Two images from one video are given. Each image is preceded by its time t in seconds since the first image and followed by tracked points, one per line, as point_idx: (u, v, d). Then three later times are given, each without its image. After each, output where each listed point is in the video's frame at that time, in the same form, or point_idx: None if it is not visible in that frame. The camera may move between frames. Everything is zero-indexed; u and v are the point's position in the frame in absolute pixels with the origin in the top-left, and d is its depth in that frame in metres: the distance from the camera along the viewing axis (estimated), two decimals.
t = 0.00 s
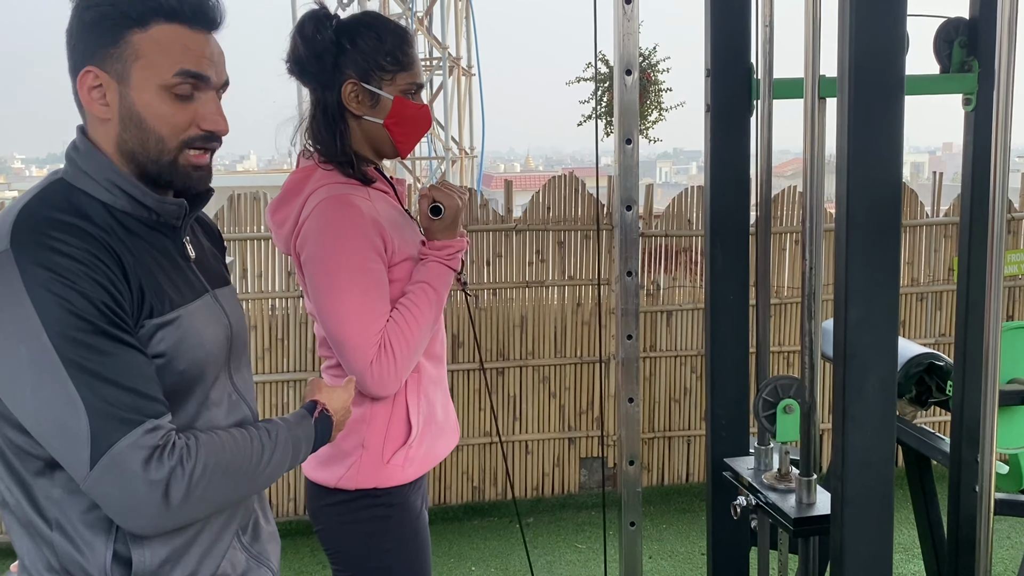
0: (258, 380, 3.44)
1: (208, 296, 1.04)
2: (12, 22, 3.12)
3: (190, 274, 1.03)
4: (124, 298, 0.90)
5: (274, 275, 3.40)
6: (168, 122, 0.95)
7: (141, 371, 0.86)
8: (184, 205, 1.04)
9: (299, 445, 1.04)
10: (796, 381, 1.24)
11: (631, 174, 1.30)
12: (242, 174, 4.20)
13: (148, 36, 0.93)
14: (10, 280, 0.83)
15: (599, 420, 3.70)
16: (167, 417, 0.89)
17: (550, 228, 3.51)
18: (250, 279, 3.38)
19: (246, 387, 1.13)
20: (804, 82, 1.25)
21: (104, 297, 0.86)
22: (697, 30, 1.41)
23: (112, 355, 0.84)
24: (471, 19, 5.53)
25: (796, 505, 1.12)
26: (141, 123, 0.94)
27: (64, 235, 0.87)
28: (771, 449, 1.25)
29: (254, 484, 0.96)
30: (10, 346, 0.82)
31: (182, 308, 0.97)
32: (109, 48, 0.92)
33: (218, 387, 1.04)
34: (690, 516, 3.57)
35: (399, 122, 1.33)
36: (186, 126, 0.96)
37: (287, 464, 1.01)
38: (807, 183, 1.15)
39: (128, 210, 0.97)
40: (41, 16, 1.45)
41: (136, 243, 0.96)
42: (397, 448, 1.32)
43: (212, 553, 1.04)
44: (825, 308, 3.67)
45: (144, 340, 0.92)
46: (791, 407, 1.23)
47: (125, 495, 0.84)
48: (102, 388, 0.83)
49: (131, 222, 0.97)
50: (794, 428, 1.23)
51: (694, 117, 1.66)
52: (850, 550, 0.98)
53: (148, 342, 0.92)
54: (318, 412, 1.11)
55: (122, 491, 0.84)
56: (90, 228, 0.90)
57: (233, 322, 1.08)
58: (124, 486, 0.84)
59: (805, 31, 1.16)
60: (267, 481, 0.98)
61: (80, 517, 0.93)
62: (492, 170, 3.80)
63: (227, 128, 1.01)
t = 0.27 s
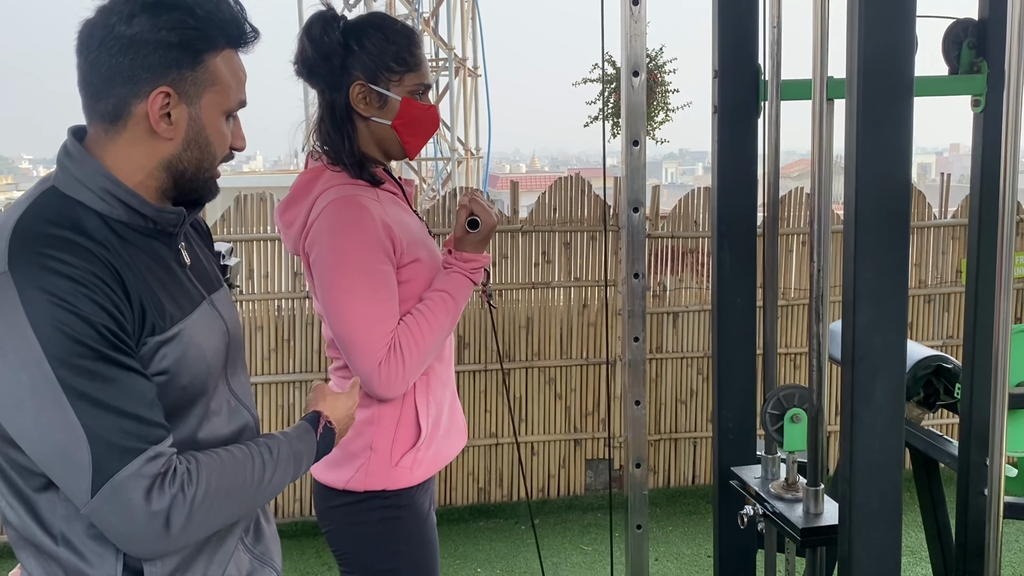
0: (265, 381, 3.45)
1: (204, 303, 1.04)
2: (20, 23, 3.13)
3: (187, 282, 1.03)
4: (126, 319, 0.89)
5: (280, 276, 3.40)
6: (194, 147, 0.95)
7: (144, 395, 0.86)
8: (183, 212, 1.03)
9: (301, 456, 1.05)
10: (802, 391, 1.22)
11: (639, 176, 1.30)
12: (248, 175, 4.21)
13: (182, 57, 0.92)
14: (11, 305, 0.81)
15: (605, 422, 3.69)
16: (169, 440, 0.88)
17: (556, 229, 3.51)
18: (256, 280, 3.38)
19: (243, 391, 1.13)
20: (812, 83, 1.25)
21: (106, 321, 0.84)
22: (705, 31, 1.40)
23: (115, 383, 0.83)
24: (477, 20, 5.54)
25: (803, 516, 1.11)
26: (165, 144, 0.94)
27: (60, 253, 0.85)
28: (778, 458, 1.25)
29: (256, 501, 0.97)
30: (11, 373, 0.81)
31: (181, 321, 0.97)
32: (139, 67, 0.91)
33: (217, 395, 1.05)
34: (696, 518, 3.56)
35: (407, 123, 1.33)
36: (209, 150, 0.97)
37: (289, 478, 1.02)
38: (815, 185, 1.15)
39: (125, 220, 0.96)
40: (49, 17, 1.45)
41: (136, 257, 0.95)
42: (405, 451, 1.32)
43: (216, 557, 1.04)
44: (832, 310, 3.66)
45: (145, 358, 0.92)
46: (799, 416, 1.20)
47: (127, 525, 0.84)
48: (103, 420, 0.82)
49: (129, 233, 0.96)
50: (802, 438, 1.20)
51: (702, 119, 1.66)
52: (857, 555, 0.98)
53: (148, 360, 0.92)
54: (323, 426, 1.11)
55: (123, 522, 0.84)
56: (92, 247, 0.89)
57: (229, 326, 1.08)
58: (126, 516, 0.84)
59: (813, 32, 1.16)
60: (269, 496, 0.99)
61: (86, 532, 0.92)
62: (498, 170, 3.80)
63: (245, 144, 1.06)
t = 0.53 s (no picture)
0: (272, 380, 3.45)
1: (207, 307, 1.05)
2: (31, 25, 3.14)
3: (190, 287, 1.04)
4: (137, 326, 0.89)
5: (287, 276, 3.41)
6: (195, 151, 0.95)
7: (157, 406, 0.86)
8: (186, 216, 1.04)
9: (309, 463, 1.05)
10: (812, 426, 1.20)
11: (647, 176, 1.30)
12: (256, 174, 4.22)
13: (185, 61, 0.92)
14: (23, 316, 0.81)
15: (612, 422, 3.69)
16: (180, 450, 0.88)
17: (562, 229, 3.51)
18: (263, 280, 3.39)
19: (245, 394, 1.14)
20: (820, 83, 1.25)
21: (119, 330, 0.85)
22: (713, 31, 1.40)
23: (129, 394, 0.83)
24: (483, 20, 5.54)
25: (811, 552, 1.11)
26: (168, 149, 0.94)
27: (72, 261, 0.85)
28: (787, 491, 1.23)
29: (268, 509, 0.97)
30: (23, 384, 0.80)
31: (187, 327, 0.98)
32: (142, 72, 0.90)
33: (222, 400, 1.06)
34: (703, 519, 3.56)
35: (414, 124, 1.33)
36: (213, 155, 0.97)
37: (298, 485, 1.02)
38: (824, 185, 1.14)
39: (130, 226, 0.96)
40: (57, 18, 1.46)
41: (143, 264, 0.95)
42: (410, 454, 1.32)
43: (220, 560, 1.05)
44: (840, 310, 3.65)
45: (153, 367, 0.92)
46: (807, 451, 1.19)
47: (142, 535, 0.84)
48: (121, 431, 0.82)
49: (133, 238, 0.96)
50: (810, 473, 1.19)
51: (710, 119, 1.65)
52: (866, 558, 0.97)
53: (158, 368, 0.93)
54: (329, 434, 1.10)
55: (141, 533, 0.84)
56: (104, 259, 0.89)
57: (231, 330, 1.10)
58: (142, 527, 0.83)
59: (821, 31, 1.15)
60: (279, 504, 0.99)
61: (94, 541, 0.93)
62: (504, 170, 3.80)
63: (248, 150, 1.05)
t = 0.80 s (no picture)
0: (278, 379, 3.46)
1: (220, 306, 1.05)
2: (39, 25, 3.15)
3: (204, 288, 1.04)
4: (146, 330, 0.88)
5: (293, 275, 3.41)
6: (201, 146, 0.95)
7: (161, 416, 0.85)
8: (199, 214, 1.04)
9: (308, 494, 1.03)
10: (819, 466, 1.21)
11: (653, 175, 1.29)
12: (261, 173, 4.23)
13: (191, 53, 0.92)
14: (33, 316, 0.80)
15: (617, 422, 3.68)
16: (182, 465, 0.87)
17: (568, 229, 3.50)
18: (269, 279, 3.40)
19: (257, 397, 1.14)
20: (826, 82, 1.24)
21: (128, 334, 0.83)
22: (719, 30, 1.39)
23: (134, 403, 0.81)
24: (488, 19, 5.54)
25: None
26: (172, 142, 0.94)
27: (86, 262, 0.85)
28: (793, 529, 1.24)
29: (264, 535, 0.95)
30: (28, 387, 0.79)
31: (200, 328, 0.98)
32: (148, 62, 0.91)
33: (234, 402, 1.05)
34: (708, 519, 3.55)
35: (417, 123, 1.34)
36: (220, 153, 0.96)
37: (294, 517, 0.99)
38: (830, 184, 1.14)
39: (140, 223, 0.96)
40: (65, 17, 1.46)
41: (153, 264, 0.95)
42: (410, 455, 1.32)
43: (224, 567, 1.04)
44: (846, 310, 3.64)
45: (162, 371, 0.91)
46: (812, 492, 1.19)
47: (133, 554, 0.81)
48: (123, 440, 0.80)
49: (143, 235, 0.96)
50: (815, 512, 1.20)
51: (717, 119, 1.65)
52: (874, 558, 0.97)
53: (169, 369, 0.92)
54: (331, 460, 1.09)
55: (133, 548, 0.81)
56: (118, 266, 0.88)
57: (245, 330, 1.10)
58: (134, 542, 0.81)
59: (828, 30, 1.15)
60: (275, 531, 0.97)
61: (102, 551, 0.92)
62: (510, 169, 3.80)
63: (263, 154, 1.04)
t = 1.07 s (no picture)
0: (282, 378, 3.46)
1: (259, 317, 1.06)
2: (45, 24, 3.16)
3: (242, 297, 1.04)
4: (189, 339, 0.87)
5: (298, 274, 3.42)
6: (255, 151, 0.94)
7: (188, 433, 0.82)
8: (244, 219, 1.03)
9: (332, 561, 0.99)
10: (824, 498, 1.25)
11: (657, 174, 1.30)
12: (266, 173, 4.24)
13: (251, 57, 0.92)
14: (74, 315, 0.77)
15: (621, 421, 3.68)
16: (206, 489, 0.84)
17: (572, 228, 3.50)
18: (273, 278, 3.40)
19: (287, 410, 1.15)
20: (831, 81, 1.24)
21: (167, 339, 0.81)
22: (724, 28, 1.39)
23: (162, 414, 0.79)
24: (492, 19, 5.54)
25: None
26: (227, 145, 0.93)
27: (136, 269, 0.82)
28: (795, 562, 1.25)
29: None
30: (59, 388, 0.76)
31: (243, 337, 0.98)
32: (208, 64, 0.90)
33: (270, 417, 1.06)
34: (712, 519, 3.55)
35: (417, 123, 1.34)
36: (270, 158, 0.96)
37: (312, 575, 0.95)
38: (835, 182, 1.14)
39: (184, 226, 0.95)
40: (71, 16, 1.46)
41: (194, 269, 0.94)
42: (410, 456, 1.32)
43: None
44: (850, 309, 3.63)
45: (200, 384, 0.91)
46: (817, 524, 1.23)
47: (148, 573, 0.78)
48: (147, 453, 0.77)
49: (186, 238, 0.95)
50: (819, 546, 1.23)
51: (722, 116, 1.64)
52: (878, 557, 0.97)
53: (209, 379, 0.92)
54: (361, 532, 1.06)
55: (142, 565, 0.77)
56: (162, 279, 0.84)
57: (281, 344, 1.11)
58: (147, 559, 0.77)
59: (834, 29, 1.14)
60: None
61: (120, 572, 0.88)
62: (513, 169, 3.80)
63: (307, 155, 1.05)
